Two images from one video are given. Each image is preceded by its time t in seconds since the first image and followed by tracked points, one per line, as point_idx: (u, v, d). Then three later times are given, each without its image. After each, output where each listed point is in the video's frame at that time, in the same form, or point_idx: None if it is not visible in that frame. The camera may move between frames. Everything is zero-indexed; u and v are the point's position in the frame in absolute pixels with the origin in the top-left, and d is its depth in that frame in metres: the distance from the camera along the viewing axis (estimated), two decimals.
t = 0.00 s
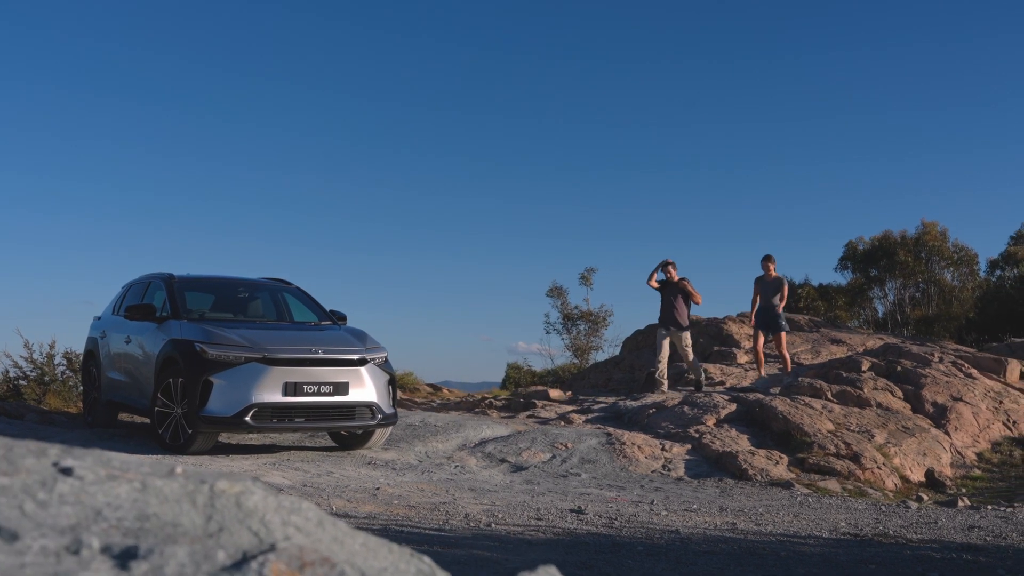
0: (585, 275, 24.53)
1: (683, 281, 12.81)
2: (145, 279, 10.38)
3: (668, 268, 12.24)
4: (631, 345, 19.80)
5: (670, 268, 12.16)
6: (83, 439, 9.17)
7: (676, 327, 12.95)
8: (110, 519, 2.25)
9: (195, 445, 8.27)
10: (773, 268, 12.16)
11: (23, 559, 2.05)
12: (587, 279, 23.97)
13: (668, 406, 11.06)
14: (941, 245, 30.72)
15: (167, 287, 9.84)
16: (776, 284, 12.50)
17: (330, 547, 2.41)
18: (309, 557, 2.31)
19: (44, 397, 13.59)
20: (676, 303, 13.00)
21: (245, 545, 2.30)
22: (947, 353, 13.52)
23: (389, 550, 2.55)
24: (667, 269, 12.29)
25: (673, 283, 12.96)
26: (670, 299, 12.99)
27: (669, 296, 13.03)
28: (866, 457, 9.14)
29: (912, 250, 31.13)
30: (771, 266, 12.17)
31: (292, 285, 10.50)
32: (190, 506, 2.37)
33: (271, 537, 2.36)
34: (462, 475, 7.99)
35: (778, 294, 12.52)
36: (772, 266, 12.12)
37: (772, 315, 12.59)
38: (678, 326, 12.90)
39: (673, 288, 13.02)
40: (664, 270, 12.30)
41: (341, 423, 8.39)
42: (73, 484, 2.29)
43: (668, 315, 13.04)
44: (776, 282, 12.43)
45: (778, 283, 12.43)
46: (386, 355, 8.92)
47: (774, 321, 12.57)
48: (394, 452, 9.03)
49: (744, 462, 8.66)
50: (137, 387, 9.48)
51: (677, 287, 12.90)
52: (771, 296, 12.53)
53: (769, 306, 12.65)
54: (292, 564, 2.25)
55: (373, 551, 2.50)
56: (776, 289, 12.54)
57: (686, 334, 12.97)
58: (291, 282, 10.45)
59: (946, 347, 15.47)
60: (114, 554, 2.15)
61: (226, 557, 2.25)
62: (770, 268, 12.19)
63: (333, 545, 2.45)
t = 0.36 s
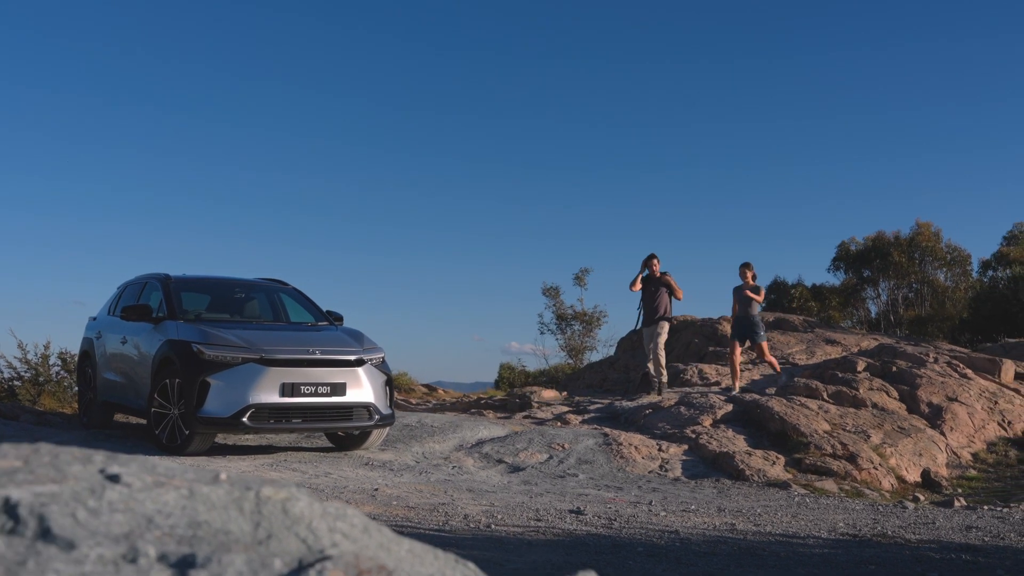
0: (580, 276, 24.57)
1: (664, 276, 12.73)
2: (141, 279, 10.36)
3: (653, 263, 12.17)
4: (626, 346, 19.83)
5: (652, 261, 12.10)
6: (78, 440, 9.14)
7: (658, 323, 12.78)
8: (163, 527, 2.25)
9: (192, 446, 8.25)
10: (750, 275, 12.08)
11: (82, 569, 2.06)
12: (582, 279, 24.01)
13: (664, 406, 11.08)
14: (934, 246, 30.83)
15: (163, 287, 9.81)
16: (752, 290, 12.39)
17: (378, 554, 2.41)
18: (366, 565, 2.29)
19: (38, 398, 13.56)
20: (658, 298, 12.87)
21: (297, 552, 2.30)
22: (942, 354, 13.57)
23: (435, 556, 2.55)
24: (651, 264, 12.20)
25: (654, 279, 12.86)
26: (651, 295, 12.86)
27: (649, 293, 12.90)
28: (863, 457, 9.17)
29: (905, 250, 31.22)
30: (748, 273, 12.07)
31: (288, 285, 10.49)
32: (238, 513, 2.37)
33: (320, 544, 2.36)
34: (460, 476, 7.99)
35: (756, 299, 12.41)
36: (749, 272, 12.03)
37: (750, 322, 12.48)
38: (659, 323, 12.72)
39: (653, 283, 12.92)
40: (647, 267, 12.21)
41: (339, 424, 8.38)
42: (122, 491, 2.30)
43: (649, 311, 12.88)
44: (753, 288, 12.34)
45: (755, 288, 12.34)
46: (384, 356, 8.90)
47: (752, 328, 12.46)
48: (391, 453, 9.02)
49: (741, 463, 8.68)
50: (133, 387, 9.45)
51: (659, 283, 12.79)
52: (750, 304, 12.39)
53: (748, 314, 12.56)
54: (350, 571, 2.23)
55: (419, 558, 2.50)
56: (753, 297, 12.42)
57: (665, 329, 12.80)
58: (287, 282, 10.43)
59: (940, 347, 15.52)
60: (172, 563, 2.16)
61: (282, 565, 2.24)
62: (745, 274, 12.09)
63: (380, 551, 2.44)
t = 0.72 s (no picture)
0: (576, 276, 24.59)
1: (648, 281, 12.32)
2: (138, 279, 10.33)
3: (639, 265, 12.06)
4: (622, 346, 19.85)
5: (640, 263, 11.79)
6: (76, 441, 9.12)
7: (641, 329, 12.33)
8: (234, 537, 2.26)
9: (190, 447, 8.23)
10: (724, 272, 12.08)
11: None
12: (579, 279, 24.02)
13: (661, 406, 11.10)
14: (928, 246, 30.92)
15: (161, 287, 9.79)
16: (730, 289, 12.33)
17: (442, 562, 2.43)
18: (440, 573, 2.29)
19: (34, 398, 13.52)
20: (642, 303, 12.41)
21: (366, 560, 2.30)
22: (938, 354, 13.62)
23: (496, 564, 2.56)
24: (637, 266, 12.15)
25: (639, 284, 12.45)
26: (636, 300, 12.41)
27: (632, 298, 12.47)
28: (861, 458, 9.20)
29: (900, 250, 31.30)
30: (722, 270, 12.03)
31: (286, 285, 10.47)
32: (303, 523, 2.39)
33: (385, 552, 2.36)
34: (459, 476, 7.99)
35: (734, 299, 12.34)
36: (723, 269, 12.01)
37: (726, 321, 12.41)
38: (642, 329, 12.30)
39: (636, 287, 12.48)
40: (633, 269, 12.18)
41: (338, 424, 8.37)
42: (189, 501, 2.33)
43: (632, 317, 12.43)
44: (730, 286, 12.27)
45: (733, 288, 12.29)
46: (382, 356, 8.90)
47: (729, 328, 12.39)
48: (390, 454, 9.02)
49: (739, 463, 8.69)
50: (130, 388, 9.43)
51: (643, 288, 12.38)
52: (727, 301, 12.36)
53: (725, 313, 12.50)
54: None
55: (481, 566, 2.51)
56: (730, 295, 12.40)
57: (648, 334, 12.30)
58: (285, 283, 10.41)
59: (936, 347, 15.57)
60: (248, 572, 2.13)
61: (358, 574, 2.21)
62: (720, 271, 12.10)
63: (443, 560, 2.46)
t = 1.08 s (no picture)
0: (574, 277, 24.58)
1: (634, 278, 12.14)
2: (137, 280, 10.32)
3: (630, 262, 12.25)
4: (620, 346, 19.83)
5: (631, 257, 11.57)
6: (75, 442, 9.11)
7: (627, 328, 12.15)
8: (303, 544, 2.39)
9: (190, 448, 8.22)
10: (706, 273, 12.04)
11: None
12: (577, 279, 24.01)
13: (660, 407, 11.10)
14: (925, 246, 30.94)
15: (160, 287, 9.78)
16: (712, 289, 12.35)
17: (497, 568, 2.57)
18: None
19: (31, 399, 13.50)
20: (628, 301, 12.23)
21: (426, 566, 2.45)
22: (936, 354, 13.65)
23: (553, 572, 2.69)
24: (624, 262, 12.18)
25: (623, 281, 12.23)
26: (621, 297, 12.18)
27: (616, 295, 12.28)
28: (860, 458, 9.23)
29: (896, 250, 31.34)
30: (704, 271, 12.03)
31: (286, 286, 10.46)
32: (365, 529, 2.52)
33: (445, 560, 2.52)
34: (460, 477, 7.99)
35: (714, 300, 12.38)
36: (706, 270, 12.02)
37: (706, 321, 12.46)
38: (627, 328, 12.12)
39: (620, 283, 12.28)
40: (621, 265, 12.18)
41: (338, 425, 8.36)
42: (253, 509, 2.46)
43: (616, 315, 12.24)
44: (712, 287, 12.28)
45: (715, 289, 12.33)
46: (382, 357, 8.90)
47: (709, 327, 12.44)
48: (390, 454, 9.01)
49: (739, 463, 8.71)
50: (129, 388, 9.41)
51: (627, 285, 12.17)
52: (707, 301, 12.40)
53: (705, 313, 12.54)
54: None
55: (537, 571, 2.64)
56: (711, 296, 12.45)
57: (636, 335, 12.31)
58: (284, 283, 10.40)
59: (933, 347, 15.59)
60: None
61: None
62: (703, 271, 12.06)
63: (501, 566, 2.60)
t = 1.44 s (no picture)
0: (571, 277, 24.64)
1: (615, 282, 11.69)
2: (138, 280, 10.31)
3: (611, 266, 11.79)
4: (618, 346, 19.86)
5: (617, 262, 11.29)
6: (76, 443, 9.11)
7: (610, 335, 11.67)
8: (382, 555, 2.27)
9: (192, 449, 8.21)
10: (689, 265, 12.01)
11: None
12: (575, 279, 24.08)
13: (661, 407, 11.11)
14: (921, 245, 31.01)
15: (161, 288, 9.77)
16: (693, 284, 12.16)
17: None
18: None
19: (32, 400, 13.50)
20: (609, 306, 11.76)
21: None
22: (935, 354, 13.68)
23: None
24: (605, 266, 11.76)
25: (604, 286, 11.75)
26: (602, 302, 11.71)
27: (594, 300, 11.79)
28: (861, 458, 9.25)
29: (893, 250, 31.41)
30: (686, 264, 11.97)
31: (286, 287, 10.44)
32: (435, 538, 2.40)
33: (516, 568, 2.37)
34: (462, 478, 7.99)
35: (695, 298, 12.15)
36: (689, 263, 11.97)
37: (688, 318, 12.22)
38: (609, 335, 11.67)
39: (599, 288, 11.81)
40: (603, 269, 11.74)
41: (340, 426, 8.36)
42: (326, 518, 2.34)
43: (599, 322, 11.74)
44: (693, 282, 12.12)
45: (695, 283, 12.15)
46: (384, 358, 8.89)
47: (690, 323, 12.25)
48: (392, 455, 9.00)
49: (741, 463, 8.72)
50: (130, 389, 9.41)
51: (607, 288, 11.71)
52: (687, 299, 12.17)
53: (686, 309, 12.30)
54: None
55: None
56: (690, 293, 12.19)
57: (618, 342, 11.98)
58: (285, 284, 10.39)
59: (932, 347, 15.63)
60: None
61: None
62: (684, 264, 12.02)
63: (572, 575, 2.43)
